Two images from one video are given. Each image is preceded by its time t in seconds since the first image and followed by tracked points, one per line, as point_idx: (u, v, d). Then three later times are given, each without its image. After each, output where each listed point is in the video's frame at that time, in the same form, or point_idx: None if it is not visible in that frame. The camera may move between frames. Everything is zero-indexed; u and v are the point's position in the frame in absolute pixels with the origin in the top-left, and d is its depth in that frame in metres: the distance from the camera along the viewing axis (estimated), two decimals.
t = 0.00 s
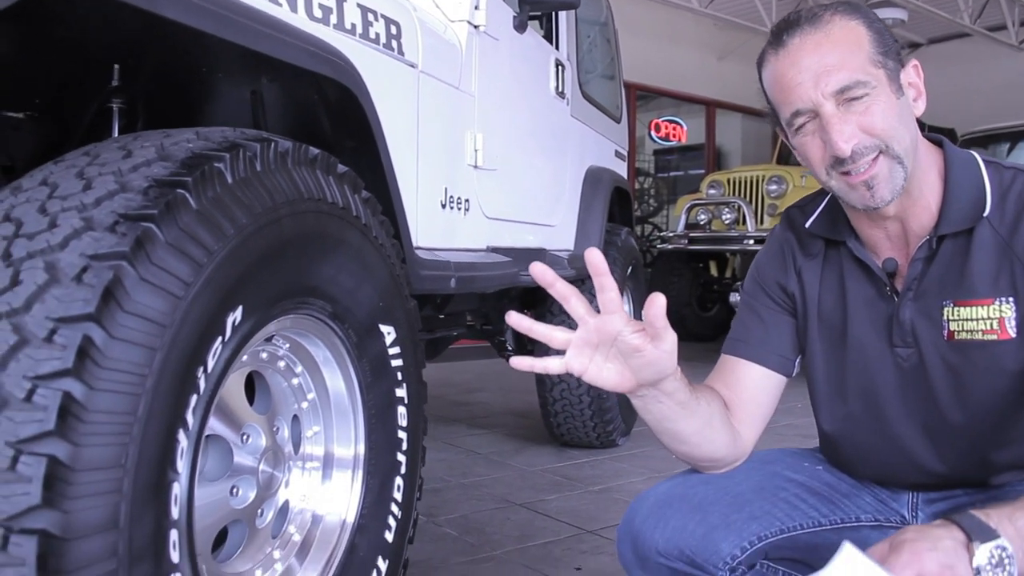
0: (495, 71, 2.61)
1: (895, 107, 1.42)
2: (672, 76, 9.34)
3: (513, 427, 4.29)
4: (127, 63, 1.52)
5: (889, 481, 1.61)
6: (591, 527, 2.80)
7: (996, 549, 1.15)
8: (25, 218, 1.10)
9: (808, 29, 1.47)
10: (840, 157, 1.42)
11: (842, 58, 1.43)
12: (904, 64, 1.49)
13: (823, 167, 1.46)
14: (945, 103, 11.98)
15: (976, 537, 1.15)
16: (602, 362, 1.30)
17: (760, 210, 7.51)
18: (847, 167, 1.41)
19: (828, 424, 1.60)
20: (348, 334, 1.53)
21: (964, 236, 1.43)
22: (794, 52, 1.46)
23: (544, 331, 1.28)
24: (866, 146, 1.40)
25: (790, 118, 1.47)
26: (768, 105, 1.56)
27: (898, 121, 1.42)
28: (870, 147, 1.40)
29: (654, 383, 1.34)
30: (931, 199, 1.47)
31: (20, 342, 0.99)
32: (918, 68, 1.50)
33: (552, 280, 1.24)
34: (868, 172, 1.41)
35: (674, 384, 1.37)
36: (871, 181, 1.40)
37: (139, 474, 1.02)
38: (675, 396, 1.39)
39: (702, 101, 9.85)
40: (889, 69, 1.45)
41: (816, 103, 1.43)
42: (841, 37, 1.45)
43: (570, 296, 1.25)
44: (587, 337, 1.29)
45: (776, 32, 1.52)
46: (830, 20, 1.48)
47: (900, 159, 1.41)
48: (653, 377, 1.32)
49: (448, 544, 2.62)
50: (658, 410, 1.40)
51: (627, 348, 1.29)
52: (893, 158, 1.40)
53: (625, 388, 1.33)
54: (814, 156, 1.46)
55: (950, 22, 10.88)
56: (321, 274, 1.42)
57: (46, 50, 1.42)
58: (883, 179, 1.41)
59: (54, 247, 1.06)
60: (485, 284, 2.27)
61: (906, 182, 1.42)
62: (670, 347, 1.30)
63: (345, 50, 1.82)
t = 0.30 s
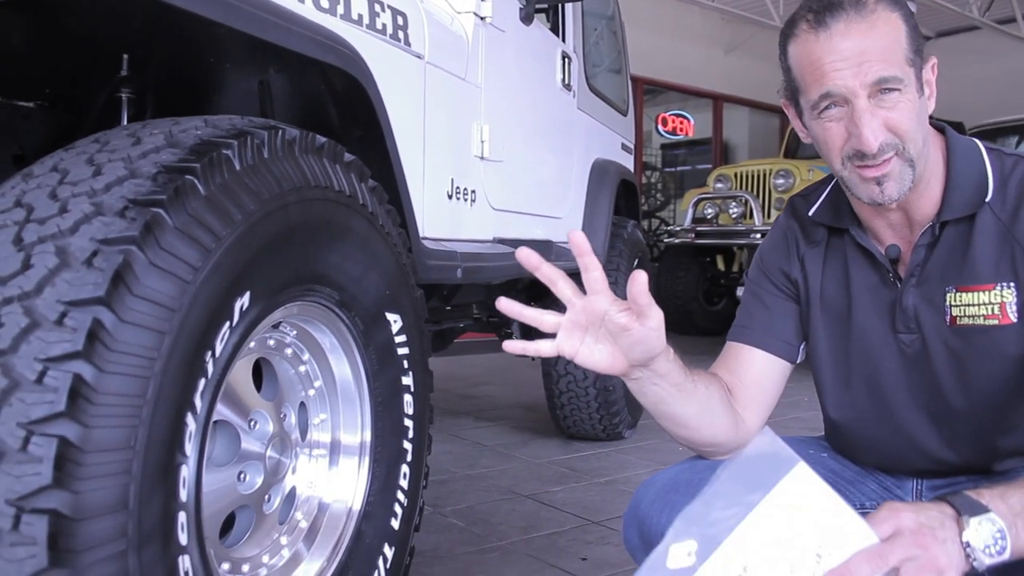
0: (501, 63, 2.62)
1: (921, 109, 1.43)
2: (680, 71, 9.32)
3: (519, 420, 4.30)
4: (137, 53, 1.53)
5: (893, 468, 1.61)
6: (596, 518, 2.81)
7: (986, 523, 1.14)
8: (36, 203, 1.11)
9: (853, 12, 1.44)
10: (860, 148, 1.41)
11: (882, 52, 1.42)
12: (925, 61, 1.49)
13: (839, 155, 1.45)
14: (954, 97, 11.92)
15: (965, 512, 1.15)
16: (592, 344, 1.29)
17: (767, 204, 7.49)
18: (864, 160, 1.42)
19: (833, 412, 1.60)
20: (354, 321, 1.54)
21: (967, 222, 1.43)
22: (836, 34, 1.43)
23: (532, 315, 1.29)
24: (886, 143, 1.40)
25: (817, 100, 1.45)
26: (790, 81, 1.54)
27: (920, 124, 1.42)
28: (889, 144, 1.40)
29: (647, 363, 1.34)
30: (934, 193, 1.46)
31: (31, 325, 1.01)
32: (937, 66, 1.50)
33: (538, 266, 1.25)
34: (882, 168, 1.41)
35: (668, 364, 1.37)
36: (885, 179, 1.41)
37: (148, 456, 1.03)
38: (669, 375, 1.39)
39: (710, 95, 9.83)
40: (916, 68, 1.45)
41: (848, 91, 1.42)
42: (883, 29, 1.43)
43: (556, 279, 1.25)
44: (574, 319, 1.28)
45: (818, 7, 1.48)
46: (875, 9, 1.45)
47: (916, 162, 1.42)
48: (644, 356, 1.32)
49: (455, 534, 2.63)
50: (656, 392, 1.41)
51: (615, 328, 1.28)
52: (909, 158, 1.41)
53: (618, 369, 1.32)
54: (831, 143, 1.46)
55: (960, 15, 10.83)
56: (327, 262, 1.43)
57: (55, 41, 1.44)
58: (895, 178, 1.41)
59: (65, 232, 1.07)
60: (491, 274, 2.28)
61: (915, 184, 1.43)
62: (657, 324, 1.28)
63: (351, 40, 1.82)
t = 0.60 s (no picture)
0: (501, 70, 2.62)
1: (925, 118, 1.42)
2: (682, 75, 9.33)
3: (524, 426, 4.30)
4: (138, 65, 1.54)
5: (896, 472, 1.61)
6: (601, 524, 2.80)
7: (980, 506, 1.10)
8: (37, 217, 1.12)
9: (866, 17, 1.43)
10: (861, 152, 1.41)
11: (892, 60, 1.41)
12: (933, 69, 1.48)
13: (840, 157, 1.45)
14: (958, 97, 11.89)
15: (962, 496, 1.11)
16: (606, 343, 1.28)
17: (771, 207, 7.49)
18: (865, 164, 1.41)
19: (835, 417, 1.59)
20: (355, 331, 1.54)
21: (968, 226, 1.43)
22: (847, 37, 1.42)
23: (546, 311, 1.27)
24: (888, 149, 1.40)
25: (823, 101, 1.45)
26: (797, 81, 1.53)
27: (924, 133, 1.42)
28: (891, 151, 1.40)
29: (659, 364, 1.34)
30: (935, 198, 1.46)
31: (32, 339, 1.01)
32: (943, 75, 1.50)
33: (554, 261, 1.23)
34: (882, 174, 1.41)
35: (679, 365, 1.37)
36: (885, 185, 1.41)
37: (149, 467, 1.04)
38: (679, 376, 1.39)
39: (712, 99, 9.83)
40: (923, 77, 1.44)
41: (855, 95, 1.41)
42: (894, 36, 1.42)
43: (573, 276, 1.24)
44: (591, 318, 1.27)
45: (832, 9, 1.47)
46: (887, 15, 1.44)
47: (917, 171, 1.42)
48: (658, 356, 1.32)
49: (459, 542, 2.63)
50: (663, 393, 1.41)
51: (630, 329, 1.28)
52: (910, 166, 1.41)
53: (630, 369, 1.32)
54: (833, 144, 1.45)
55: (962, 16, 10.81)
56: (327, 272, 1.44)
57: (56, 55, 1.45)
58: (894, 184, 1.41)
59: (66, 246, 1.08)
60: (493, 282, 2.28)
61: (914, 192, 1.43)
62: (671, 324, 1.28)
63: (351, 50, 1.83)
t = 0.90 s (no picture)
0: (494, 84, 2.63)
1: (913, 133, 1.42)
2: (677, 86, 9.36)
3: (521, 439, 4.30)
4: (130, 83, 1.55)
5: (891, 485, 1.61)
6: (597, 537, 2.80)
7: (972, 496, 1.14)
8: (29, 238, 1.12)
9: (852, 33, 1.43)
10: (850, 170, 1.42)
11: (879, 76, 1.41)
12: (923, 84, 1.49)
13: (830, 174, 1.45)
14: (952, 106, 11.94)
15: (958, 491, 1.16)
16: (625, 316, 1.32)
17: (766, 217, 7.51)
18: (854, 181, 1.42)
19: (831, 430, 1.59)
20: (349, 348, 1.55)
21: (961, 239, 1.44)
22: (834, 55, 1.42)
23: (568, 276, 1.35)
24: (876, 166, 1.41)
25: (811, 118, 1.44)
26: (786, 97, 1.52)
27: (912, 148, 1.42)
28: (879, 167, 1.41)
29: (669, 352, 1.34)
30: (927, 212, 1.46)
31: (23, 360, 1.01)
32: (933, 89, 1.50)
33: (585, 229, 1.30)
34: (871, 190, 1.42)
35: (686, 358, 1.36)
36: (873, 201, 1.42)
37: (140, 487, 1.04)
38: (687, 372, 1.37)
39: (707, 110, 9.87)
40: (912, 92, 1.44)
41: (843, 113, 1.41)
42: (880, 52, 1.42)
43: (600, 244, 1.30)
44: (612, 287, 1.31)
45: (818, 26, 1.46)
46: (873, 31, 1.44)
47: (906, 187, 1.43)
48: (669, 341, 1.32)
49: (456, 556, 2.63)
50: (671, 387, 1.39)
51: (650, 303, 1.29)
52: (899, 181, 1.41)
53: (641, 349, 1.33)
54: (822, 161, 1.46)
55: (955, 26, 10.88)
56: (321, 289, 1.44)
57: (50, 75, 1.45)
58: (883, 200, 1.42)
59: (57, 266, 1.08)
60: (488, 296, 2.28)
61: (904, 206, 1.44)
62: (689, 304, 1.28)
63: (344, 67, 1.84)
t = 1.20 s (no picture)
0: (483, 87, 2.63)
1: (908, 126, 1.43)
2: (667, 88, 9.37)
3: (512, 442, 4.29)
4: (116, 88, 1.54)
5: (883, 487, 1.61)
6: (589, 540, 2.79)
7: (981, 522, 1.11)
8: (11, 246, 1.11)
9: (847, 27, 1.45)
10: (848, 160, 1.41)
11: (874, 67, 1.43)
12: (914, 83, 1.51)
13: (827, 166, 1.45)
14: (940, 108, 12.00)
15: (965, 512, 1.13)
16: (597, 347, 1.29)
17: (756, 219, 7.52)
18: (851, 171, 1.41)
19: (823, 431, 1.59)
20: (337, 353, 1.53)
21: (952, 240, 1.44)
22: (830, 46, 1.44)
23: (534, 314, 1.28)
24: (873, 155, 1.40)
25: (808, 110, 1.45)
26: (781, 94, 1.54)
27: (907, 141, 1.43)
28: (877, 158, 1.40)
29: (648, 372, 1.33)
30: (919, 214, 1.46)
31: (5, 370, 1.00)
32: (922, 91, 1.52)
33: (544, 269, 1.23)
34: (869, 181, 1.41)
35: (667, 376, 1.36)
36: (870, 193, 1.41)
37: (126, 497, 1.03)
38: (667, 389, 1.38)
39: (697, 111, 9.88)
40: (905, 87, 1.46)
41: (841, 102, 1.42)
42: (875, 45, 1.44)
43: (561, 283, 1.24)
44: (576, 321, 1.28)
45: (814, 21, 1.49)
46: (868, 25, 1.46)
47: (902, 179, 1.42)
48: (647, 363, 1.30)
49: (447, 560, 2.61)
50: (653, 406, 1.39)
51: (621, 331, 1.27)
52: (896, 173, 1.41)
53: (620, 376, 1.31)
54: (819, 153, 1.46)
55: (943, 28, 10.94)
56: (309, 294, 1.43)
57: (34, 79, 1.44)
58: (880, 191, 1.41)
59: (40, 274, 1.07)
60: (478, 299, 2.28)
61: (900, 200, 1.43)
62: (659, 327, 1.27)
63: (331, 71, 1.83)
